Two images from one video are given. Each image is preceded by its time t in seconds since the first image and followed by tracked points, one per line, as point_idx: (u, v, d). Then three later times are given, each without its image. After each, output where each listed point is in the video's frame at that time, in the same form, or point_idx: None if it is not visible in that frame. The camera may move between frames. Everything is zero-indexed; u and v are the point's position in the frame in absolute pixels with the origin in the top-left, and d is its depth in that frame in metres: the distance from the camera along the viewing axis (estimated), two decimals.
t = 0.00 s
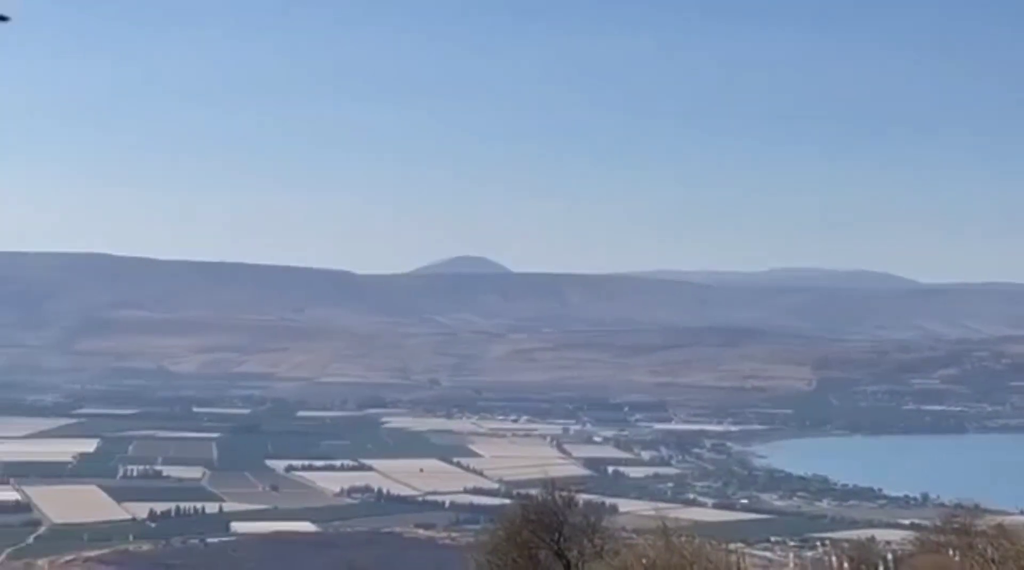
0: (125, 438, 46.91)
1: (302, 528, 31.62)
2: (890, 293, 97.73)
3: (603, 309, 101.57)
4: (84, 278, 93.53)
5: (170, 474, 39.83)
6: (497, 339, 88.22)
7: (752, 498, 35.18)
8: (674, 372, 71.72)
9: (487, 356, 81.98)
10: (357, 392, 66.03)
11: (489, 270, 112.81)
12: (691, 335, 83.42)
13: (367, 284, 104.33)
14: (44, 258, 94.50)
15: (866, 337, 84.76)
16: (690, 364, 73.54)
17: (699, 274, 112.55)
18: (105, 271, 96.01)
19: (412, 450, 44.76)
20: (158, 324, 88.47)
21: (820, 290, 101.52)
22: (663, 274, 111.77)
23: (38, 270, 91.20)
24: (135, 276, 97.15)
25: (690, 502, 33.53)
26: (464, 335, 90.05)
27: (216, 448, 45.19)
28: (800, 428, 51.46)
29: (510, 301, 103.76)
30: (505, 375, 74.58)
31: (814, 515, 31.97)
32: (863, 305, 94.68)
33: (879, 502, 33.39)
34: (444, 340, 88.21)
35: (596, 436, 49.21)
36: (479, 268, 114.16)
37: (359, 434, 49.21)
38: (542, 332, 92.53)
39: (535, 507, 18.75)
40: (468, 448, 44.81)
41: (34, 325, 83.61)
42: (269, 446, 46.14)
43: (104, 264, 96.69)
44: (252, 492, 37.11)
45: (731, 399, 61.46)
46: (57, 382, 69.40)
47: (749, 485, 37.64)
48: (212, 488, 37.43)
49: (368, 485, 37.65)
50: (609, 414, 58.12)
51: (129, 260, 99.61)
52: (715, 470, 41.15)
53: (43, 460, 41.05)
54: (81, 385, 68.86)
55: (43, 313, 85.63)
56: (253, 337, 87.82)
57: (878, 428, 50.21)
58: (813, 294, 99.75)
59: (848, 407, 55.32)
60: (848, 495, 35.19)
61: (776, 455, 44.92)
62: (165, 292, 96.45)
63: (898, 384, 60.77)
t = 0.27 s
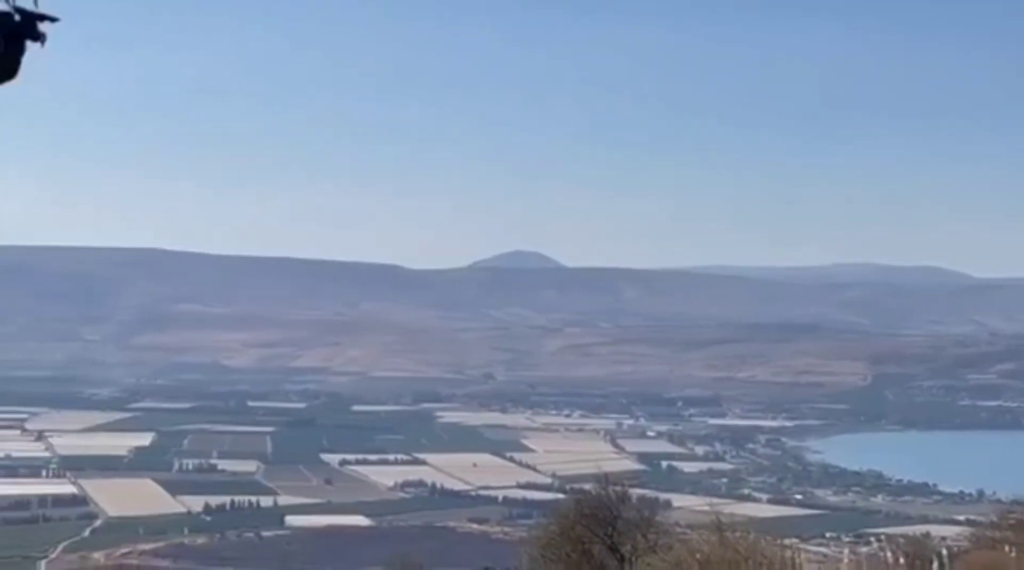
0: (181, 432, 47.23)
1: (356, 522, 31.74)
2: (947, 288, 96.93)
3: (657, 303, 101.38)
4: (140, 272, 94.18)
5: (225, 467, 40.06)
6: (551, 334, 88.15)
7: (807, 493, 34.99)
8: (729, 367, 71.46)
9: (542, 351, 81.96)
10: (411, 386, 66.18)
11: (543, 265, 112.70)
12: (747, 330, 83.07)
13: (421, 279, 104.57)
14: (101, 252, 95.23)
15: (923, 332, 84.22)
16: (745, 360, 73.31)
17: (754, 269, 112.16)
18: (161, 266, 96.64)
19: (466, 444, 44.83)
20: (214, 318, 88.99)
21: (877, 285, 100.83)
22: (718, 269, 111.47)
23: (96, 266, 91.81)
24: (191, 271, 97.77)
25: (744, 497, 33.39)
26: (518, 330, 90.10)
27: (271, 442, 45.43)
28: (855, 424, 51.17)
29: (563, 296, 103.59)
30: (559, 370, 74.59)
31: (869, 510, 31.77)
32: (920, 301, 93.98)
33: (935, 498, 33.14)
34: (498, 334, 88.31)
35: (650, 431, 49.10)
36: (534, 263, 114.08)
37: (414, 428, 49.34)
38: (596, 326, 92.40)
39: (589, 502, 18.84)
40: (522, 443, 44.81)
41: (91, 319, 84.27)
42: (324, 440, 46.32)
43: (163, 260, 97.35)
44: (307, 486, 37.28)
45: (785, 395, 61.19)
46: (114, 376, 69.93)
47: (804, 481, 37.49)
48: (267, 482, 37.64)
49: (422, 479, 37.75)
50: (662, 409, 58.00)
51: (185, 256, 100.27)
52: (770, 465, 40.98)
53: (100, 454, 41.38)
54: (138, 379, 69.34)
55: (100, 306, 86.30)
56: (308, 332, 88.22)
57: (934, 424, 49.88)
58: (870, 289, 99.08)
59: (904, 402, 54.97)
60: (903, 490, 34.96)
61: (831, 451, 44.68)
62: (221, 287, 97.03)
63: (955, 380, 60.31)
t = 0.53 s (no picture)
0: (227, 427, 47.39)
1: (400, 517, 31.75)
2: (995, 284, 96.22)
3: (703, 298, 101.08)
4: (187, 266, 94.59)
5: (271, 462, 40.16)
6: (596, 329, 88.02)
7: (853, 490, 34.84)
8: (775, 363, 71.20)
9: (586, 347, 81.90)
10: (455, 381, 66.23)
11: (589, 260, 112.51)
12: (793, 326, 82.71)
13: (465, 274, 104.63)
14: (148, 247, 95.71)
15: (970, 328, 83.58)
16: (791, 356, 72.99)
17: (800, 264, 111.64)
18: (208, 261, 97.05)
19: (511, 440, 44.79)
20: (260, 314, 89.29)
21: (924, 281, 100.19)
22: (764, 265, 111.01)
23: (144, 258, 92.11)
24: (237, 265, 98.14)
25: (790, 493, 33.29)
26: (563, 325, 90.02)
27: (316, 437, 45.52)
28: (901, 420, 50.90)
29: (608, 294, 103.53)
30: (603, 366, 74.46)
31: (915, 507, 31.59)
32: (968, 297, 93.35)
33: (983, 495, 32.92)
34: (543, 330, 88.25)
35: (695, 427, 48.97)
36: (579, 258, 113.91)
37: (458, 424, 49.35)
38: (640, 322, 92.20)
39: (634, 498, 18.85)
40: (566, 439, 44.77)
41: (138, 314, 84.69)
42: (369, 435, 46.38)
43: (210, 254, 97.67)
44: (352, 481, 37.33)
45: (831, 391, 60.94)
46: (161, 371, 70.24)
47: (850, 477, 37.30)
48: (312, 477, 37.71)
49: (467, 475, 37.75)
50: (708, 405, 57.86)
51: (232, 251, 100.68)
52: (816, 462, 40.81)
53: (147, 448, 41.55)
54: (185, 374, 69.64)
55: (147, 301, 86.69)
56: (353, 328, 88.41)
57: (982, 420, 49.50)
58: (917, 285, 98.45)
59: (951, 399, 54.61)
60: (950, 488, 34.74)
61: (878, 448, 44.45)
62: (266, 283, 97.37)
63: (1003, 376, 59.89)
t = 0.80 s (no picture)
0: (265, 421, 47.53)
1: (438, 512, 31.78)
2: None
3: (741, 293, 100.83)
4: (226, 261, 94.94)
5: (309, 457, 40.26)
6: (633, 325, 87.87)
7: (892, 487, 34.66)
8: (813, 360, 70.94)
9: (624, 343, 81.77)
10: (493, 377, 66.24)
11: (627, 255, 112.27)
12: (832, 322, 82.35)
13: (503, 268, 104.68)
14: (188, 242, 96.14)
15: (1010, 324, 82.99)
16: (829, 352, 72.71)
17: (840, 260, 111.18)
18: (247, 256, 97.40)
19: (549, 435, 44.77)
20: (298, 310, 89.51)
21: (965, 276, 99.52)
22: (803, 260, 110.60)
23: (183, 254, 92.30)
24: (276, 260, 98.47)
25: (829, 490, 33.15)
26: (601, 320, 89.95)
27: (354, 432, 45.61)
28: (941, 417, 50.62)
29: (645, 289, 103.32)
30: (641, 361, 74.35)
31: (955, 504, 31.40)
32: (1009, 292, 92.71)
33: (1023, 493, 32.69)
34: (580, 326, 88.20)
35: (733, 423, 48.83)
36: (618, 254, 113.67)
37: (496, 419, 49.36)
38: (678, 318, 92.00)
39: (674, 494, 18.90)
40: (604, 435, 44.71)
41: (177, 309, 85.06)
42: (407, 431, 46.45)
43: (247, 249, 97.90)
44: (390, 477, 37.39)
45: (870, 388, 60.67)
46: (200, 366, 70.53)
47: (889, 474, 37.15)
48: (350, 472, 37.79)
49: (505, 470, 37.76)
50: (746, 401, 57.71)
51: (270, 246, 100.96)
52: (855, 458, 40.62)
53: (185, 443, 41.72)
54: (223, 369, 69.90)
55: (185, 297, 86.96)
56: (391, 324, 88.57)
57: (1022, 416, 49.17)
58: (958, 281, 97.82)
59: (992, 395, 54.26)
60: (991, 484, 34.52)
61: (918, 444, 44.20)
62: (305, 279, 97.61)
63: None
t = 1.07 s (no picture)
0: (297, 417, 47.61)
1: (469, 508, 31.77)
2: None
3: (773, 289, 100.49)
4: (258, 256, 95.17)
5: (340, 453, 40.30)
6: (664, 321, 87.73)
7: (924, 483, 34.56)
8: (845, 356, 70.74)
9: (654, 339, 81.66)
10: (523, 373, 66.24)
11: (658, 251, 112.03)
12: (863, 318, 82.09)
13: (535, 264, 104.64)
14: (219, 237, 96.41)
15: None
16: (861, 348, 72.43)
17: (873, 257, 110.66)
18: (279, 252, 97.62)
19: (581, 432, 44.69)
20: (328, 306, 89.62)
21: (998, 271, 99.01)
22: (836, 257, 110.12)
23: (213, 249, 92.32)
24: (308, 256, 98.67)
25: (860, 486, 33.08)
26: (632, 317, 89.83)
27: (386, 428, 45.64)
28: (973, 413, 50.43)
29: (676, 285, 103.09)
30: (672, 358, 74.19)
31: (988, 501, 31.28)
32: None
33: None
34: (611, 322, 88.08)
35: (764, 420, 48.73)
36: (649, 249, 113.43)
37: (528, 415, 49.32)
38: (709, 315, 91.81)
39: (705, 491, 18.92)
40: (635, 431, 44.68)
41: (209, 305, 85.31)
42: (438, 426, 46.47)
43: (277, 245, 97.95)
44: (421, 473, 37.39)
45: (902, 384, 60.48)
46: (231, 361, 70.72)
47: (922, 471, 36.98)
48: (381, 468, 37.81)
49: (536, 467, 37.71)
50: (777, 398, 57.59)
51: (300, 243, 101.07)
52: (887, 455, 40.50)
53: (217, 438, 41.82)
54: (255, 365, 70.08)
55: (216, 292, 87.09)
56: (422, 319, 88.64)
57: None
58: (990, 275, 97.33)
59: None
60: None
61: (950, 441, 44.04)
62: (335, 276, 97.70)
63: None
